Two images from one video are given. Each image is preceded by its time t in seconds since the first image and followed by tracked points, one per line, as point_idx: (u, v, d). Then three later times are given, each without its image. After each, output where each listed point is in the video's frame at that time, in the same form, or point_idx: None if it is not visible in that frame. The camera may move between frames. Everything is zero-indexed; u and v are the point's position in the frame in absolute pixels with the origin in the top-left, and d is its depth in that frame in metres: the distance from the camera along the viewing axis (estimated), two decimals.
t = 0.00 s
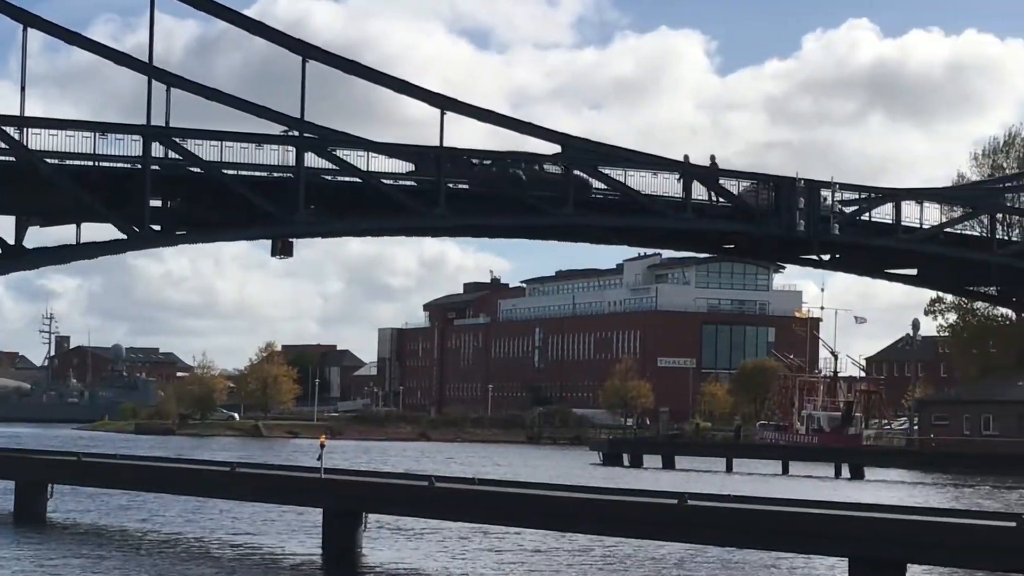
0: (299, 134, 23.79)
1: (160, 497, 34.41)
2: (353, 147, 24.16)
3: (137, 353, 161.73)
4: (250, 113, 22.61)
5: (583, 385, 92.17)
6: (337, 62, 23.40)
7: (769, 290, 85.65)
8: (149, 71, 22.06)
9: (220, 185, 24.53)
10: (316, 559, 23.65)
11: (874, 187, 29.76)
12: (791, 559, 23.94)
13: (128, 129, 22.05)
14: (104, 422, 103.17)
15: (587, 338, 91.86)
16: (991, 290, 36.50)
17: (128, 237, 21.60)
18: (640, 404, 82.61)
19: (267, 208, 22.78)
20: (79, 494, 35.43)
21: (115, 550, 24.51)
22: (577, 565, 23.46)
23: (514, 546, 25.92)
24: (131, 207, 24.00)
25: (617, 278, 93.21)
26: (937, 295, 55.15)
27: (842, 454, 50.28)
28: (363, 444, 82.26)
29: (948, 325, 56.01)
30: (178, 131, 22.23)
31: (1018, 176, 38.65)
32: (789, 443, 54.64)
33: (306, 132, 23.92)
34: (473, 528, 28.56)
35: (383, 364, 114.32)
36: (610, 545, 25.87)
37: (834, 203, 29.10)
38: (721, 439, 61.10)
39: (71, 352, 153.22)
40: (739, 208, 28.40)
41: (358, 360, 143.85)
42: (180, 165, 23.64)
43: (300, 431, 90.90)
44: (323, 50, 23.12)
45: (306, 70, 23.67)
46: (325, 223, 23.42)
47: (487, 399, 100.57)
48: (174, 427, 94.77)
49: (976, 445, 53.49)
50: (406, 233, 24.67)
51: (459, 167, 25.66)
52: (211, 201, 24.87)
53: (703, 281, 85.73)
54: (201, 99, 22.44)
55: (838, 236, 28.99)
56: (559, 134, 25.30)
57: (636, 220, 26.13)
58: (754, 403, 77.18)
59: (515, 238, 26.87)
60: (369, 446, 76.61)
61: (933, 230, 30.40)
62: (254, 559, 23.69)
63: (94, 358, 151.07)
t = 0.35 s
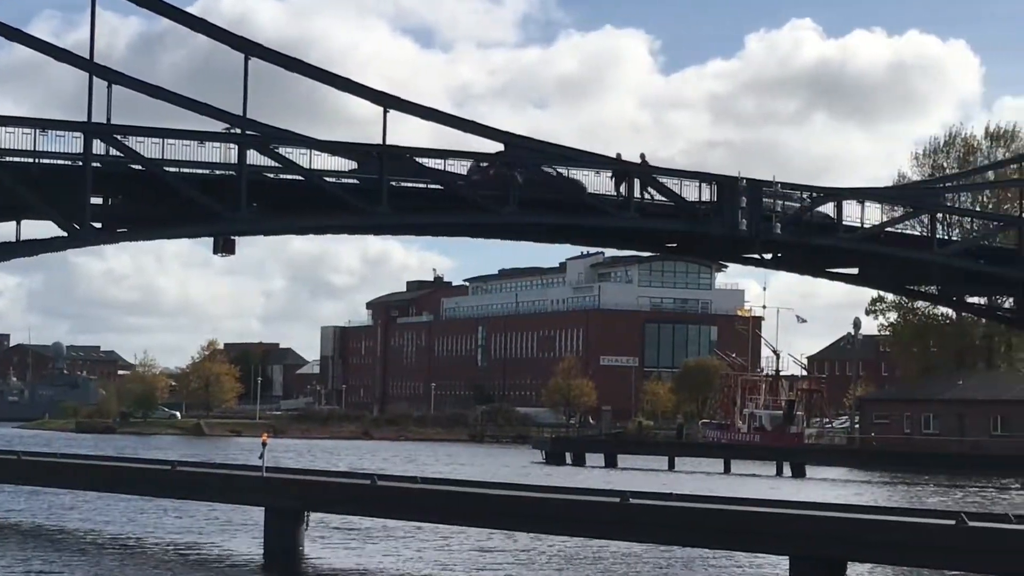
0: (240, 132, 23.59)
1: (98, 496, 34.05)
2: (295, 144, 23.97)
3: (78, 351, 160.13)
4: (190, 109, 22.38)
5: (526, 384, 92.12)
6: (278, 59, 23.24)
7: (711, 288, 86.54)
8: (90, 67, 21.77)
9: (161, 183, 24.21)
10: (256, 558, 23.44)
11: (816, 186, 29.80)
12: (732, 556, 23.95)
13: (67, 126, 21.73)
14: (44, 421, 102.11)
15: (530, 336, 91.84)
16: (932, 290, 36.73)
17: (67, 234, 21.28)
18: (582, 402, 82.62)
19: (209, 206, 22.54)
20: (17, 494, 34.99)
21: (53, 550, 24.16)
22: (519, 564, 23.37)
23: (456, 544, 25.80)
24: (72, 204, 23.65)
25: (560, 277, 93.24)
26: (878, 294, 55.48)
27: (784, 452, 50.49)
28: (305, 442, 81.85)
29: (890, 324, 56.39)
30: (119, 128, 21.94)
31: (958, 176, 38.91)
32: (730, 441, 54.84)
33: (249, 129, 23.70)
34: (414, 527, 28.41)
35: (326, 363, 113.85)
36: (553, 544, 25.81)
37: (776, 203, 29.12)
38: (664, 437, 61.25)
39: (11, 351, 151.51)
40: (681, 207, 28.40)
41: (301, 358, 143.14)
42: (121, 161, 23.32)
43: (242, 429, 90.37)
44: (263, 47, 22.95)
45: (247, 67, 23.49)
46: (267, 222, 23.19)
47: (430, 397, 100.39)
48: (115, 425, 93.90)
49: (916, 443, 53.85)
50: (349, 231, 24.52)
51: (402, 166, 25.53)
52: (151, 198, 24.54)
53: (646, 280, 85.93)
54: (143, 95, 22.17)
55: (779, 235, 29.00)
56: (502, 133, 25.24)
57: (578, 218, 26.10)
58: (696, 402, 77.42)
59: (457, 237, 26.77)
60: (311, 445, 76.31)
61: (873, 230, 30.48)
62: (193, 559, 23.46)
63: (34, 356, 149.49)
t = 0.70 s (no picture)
0: (187, 129, 23.38)
1: (42, 496, 33.69)
2: (243, 142, 23.79)
3: (22, 349, 158.59)
4: (138, 106, 22.16)
5: (474, 382, 92.03)
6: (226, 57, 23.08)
7: (659, 287, 86.71)
8: (35, 63, 21.51)
9: (108, 181, 23.94)
10: (202, 557, 23.24)
11: (763, 185, 29.84)
12: (675, 555, 23.92)
13: (13, 122, 21.46)
14: None
15: (478, 335, 91.71)
16: (877, 289, 36.89)
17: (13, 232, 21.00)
18: (529, 401, 82.62)
19: (157, 204, 22.29)
20: None
21: None
22: (467, 562, 23.26)
23: (404, 543, 25.65)
24: (17, 202, 23.33)
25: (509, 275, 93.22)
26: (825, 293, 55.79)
27: (731, 451, 50.66)
28: (253, 441, 81.40)
29: (836, 323, 56.70)
30: (65, 124, 21.68)
31: (905, 176, 39.07)
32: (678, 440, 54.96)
33: (197, 126, 23.50)
34: (362, 526, 28.25)
35: (273, 361, 113.27)
36: (501, 542, 25.72)
37: (724, 202, 29.13)
38: (611, 435, 61.35)
39: None
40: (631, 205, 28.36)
41: (249, 356, 142.34)
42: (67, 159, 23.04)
43: (189, 428, 89.75)
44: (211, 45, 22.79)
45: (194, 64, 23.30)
46: (216, 220, 22.98)
47: (378, 396, 100.12)
48: (61, 424, 93.03)
49: (863, 442, 54.15)
50: (296, 229, 24.35)
51: (351, 164, 25.38)
52: (98, 197, 24.26)
53: (594, 279, 86.06)
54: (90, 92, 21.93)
55: (727, 234, 29.01)
56: (451, 131, 25.17)
57: (527, 217, 26.04)
58: (644, 401, 77.61)
59: (405, 235, 26.66)
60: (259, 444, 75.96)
61: (820, 230, 30.56)
62: (140, 558, 23.21)
63: None
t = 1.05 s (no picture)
0: (137, 126, 23.19)
1: None
2: (195, 140, 23.62)
3: None
4: (89, 103, 21.97)
5: (426, 380, 91.86)
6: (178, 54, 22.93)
7: (611, 286, 86.87)
8: None
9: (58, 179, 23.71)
10: (152, 556, 23.02)
11: (714, 185, 29.92)
12: (625, 553, 23.85)
13: None
14: None
15: (430, 333, 91.52)
16: (827, 288, 37.07)
17: None
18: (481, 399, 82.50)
19: (107, 201, 22.08)
20: None
21: None
22: (417, 561, 23.18)
23: (355, 542, 25.49)
24: None
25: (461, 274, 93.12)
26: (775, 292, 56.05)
27: (681, 450, 50.76)
28: (202, 439, 80.87)
29: (787, 322, 56.91)
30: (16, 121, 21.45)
31: (855, 175, 39.26)
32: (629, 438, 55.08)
33: (148, 124, 23.32)
34: (312, 525, 28.10)
35: (224, 360, 112.67)
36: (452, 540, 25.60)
37: (675, 200, 29.18)
38: (562, 433, 61.39)
39: None
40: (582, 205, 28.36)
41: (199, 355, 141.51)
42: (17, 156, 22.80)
43: (139, 426, 89.11)
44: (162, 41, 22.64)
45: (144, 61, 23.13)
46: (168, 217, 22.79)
47: (329, 394, 99.79)
48: (9, 422, 92.19)
49: (813, 440, 54.39)
50: (246, 227, 24.19)
51: (303, 163, 25.25)
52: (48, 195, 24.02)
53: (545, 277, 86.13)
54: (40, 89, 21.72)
55: (679, 233, 29.05)
56: (403, 130, 25.10)
57: (479, 216, 25.99)
58: (595, 399, 77.73)
59: (356, 233, 26.54)
60: (211, 442, 75.56)
61: (770, 229, 30.67)
62: (89, 557, 23.01)
63: None
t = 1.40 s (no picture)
0: (90, 123, 23.04)
1: None
2: (148, 136, 23.47)
3: None
4: (42, 99, 21.80)
5: (381, 378, 91.66)
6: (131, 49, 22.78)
7: (566, 284, 86.96)
8: None
9: (10, 176, 23.49)
10: (105, 556, 22.83)
11: (669, 183, 29.98)
12: (582, 551, 23.80)
13: None
14: None
15: (385, 331, 91.32)
16: (782, 286, 37.23)
17: None
18: (436, 397, 82.33)
19: (62, 199, 21.91)
20: None
21: None
22: (371, 560, 23.09)
23: (309, 541, 25.35)
24: None
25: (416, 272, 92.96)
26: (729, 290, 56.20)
27: (636, 448, 50.87)
28: (156, 437, 80.39)
29: (741, 320, 57.12)
30: None
31: (809, 175, 39.46)
32: (584, 436, 55.16)
33: (100, 119, 23.14)
34: (267, 524, 27.96)
35: (178, 358, 112.09)
36: (408, 539, 25.52)
37: (630, 199, 29.24)
38: (517, 432, 61.40)
39: None
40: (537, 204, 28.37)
41: (154, 353, 140.69)
42: None
43: (93, 424, 88.52)
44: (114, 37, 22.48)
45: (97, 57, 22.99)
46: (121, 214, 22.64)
47: (284, 392, 99.44)
48: None
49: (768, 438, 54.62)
50: (201, 225, 24.07)
51: (257, 161, 25.12)
52: None
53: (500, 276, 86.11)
54: None
55: (633, 231, 29.11)
56: (358, 128, 25.04)
57: (431, 213, 25.95)
58: (549, 398, 77.85)
59: (310, 231, 26.45)
60: (165, 441, 75.07)
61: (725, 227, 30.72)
62: (40, 556, 22.80)
63: None
